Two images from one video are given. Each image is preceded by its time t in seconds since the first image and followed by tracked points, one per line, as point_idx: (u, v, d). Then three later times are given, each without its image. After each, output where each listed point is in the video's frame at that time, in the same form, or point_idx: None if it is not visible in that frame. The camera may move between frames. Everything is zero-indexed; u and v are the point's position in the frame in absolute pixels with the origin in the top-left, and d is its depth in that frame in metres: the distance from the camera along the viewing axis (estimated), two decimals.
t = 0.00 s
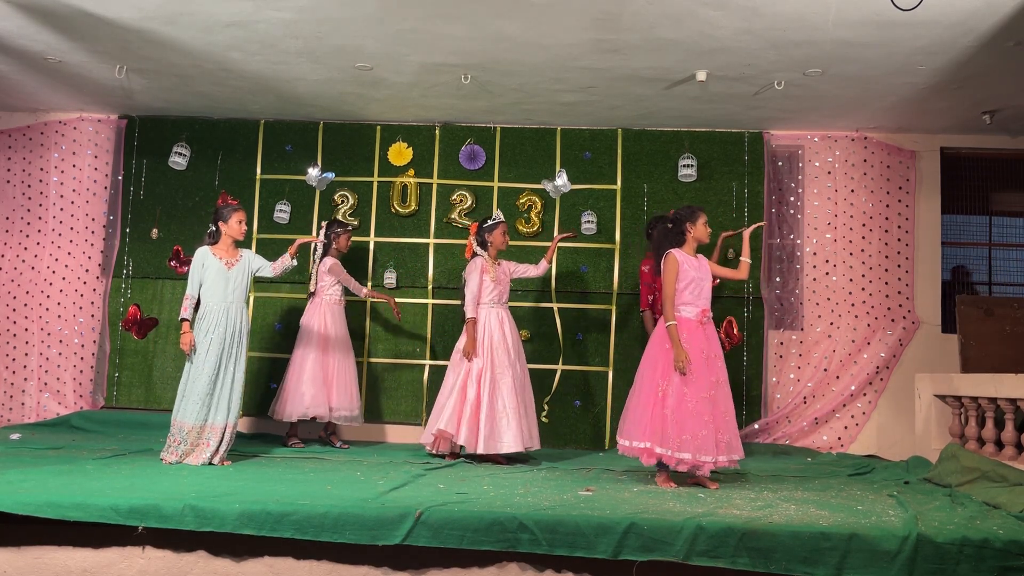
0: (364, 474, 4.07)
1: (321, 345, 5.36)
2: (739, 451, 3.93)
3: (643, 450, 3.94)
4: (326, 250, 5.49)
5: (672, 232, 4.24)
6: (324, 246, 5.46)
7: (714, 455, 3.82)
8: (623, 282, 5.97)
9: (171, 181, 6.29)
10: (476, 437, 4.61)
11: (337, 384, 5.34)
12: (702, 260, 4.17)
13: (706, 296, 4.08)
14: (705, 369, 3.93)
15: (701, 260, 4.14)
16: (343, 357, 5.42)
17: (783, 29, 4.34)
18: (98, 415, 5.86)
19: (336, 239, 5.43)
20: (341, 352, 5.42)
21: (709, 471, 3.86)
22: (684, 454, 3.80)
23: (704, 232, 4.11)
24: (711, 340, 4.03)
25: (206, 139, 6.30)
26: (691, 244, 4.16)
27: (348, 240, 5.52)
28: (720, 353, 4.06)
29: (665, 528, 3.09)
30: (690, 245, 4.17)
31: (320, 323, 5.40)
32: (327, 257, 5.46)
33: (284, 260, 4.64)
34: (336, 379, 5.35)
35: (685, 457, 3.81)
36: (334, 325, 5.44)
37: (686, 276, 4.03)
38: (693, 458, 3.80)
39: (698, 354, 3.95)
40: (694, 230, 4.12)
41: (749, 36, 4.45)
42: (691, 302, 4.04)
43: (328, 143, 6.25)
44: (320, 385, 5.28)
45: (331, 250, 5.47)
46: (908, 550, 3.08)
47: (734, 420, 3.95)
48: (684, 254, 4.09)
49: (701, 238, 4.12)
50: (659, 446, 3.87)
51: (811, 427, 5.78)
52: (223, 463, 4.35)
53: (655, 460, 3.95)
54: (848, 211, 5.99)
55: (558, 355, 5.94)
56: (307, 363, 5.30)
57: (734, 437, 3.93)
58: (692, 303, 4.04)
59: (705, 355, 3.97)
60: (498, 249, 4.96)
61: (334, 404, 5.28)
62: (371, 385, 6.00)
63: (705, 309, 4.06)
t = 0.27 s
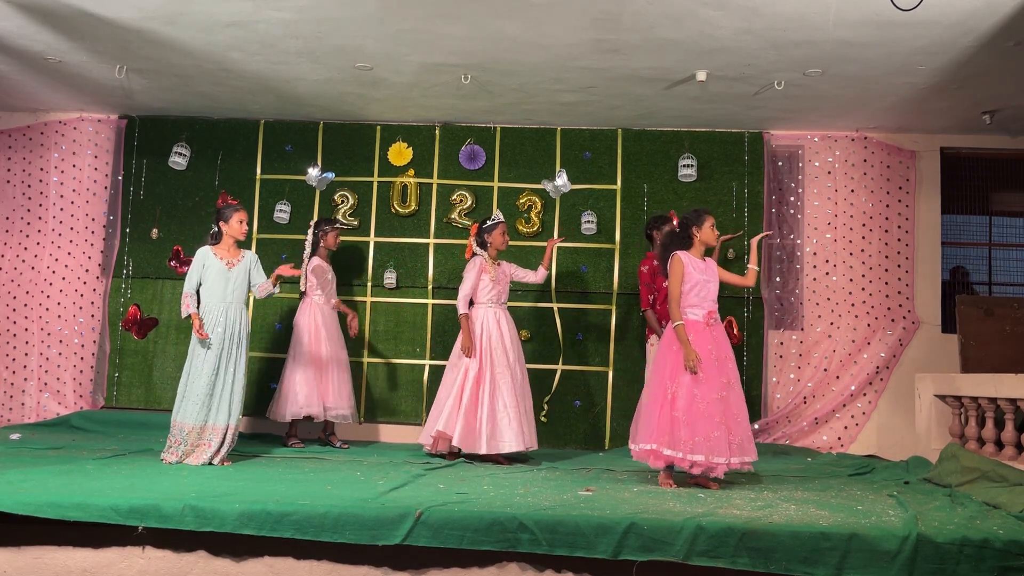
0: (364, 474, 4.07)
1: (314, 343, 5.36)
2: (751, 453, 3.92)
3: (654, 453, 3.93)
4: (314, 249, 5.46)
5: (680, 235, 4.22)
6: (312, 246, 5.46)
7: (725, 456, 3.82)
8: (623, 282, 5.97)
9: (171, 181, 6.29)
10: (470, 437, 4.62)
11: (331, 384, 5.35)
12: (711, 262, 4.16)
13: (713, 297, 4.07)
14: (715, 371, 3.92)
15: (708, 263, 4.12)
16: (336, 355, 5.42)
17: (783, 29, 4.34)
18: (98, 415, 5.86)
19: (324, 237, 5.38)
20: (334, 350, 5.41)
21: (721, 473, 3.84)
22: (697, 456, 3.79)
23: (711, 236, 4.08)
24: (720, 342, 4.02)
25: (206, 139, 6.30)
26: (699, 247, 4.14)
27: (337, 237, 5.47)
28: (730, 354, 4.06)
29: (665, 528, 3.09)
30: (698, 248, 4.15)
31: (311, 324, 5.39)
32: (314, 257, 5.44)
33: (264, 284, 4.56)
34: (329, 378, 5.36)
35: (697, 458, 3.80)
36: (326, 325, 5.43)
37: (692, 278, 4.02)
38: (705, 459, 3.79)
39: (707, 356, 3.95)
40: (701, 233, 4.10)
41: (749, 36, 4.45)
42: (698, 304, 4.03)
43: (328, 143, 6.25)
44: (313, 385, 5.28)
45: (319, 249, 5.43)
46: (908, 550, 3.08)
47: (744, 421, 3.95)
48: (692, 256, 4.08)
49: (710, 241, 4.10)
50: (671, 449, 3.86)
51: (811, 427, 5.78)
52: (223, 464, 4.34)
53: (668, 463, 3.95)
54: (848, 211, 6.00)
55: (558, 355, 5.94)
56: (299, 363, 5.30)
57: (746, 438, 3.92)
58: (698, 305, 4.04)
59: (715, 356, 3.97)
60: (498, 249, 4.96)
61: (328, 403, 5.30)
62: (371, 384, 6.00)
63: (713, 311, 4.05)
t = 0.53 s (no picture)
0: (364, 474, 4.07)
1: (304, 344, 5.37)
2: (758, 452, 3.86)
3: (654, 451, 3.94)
4: (304, 250, 5.51)
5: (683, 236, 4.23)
6: (299, 247, 5.53)
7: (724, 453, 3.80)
8: (623, 282, 5.97)
9: (171, 181, 6.29)
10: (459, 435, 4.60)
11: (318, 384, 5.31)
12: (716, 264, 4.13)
13: (713, 297, 4.05)
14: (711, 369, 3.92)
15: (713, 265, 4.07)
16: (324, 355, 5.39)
17: (783, 29, 4.34)
18: (97, 415, 5.86)
19: (310, 236, 5.37)
20: (323, 351, 5.40)
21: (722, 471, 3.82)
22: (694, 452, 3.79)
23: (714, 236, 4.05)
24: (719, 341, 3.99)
25: (206, 139, 6.30)
26: (704, 248, 4.11)
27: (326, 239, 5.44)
28: (733, 353, 4.02)
29: (665, 528, 3.09)
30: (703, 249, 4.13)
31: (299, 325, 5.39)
32: (300, 258, 5.52)
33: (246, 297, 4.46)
34: (315, 378, 5.32)
35: (694, 455, 3.80)
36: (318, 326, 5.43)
37: (690, 276, 4.04)
38: (701, 455, 3.79)
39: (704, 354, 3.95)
40: (704, 233, 4.06)
41: (749, 36, 4.45)
42: (697, 302, 4.03)
43: (328, 143, 6.25)
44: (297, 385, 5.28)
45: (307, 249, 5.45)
46: (908, 550, 3.08)
47: (747, 419, 3.92)
48: (692, 256, 4.09)
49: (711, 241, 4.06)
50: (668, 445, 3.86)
51: (811, 427, 5.78)
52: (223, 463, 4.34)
53: (667, 461, 3.94)
54: (848, 211, 5.99)
55: (558, 355, 5.94)
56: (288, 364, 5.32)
57: (749, 436, 3.88)
58: (697, 304, 4.03)
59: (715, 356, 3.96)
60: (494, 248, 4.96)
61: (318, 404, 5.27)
62: (371, 384, 5.99)
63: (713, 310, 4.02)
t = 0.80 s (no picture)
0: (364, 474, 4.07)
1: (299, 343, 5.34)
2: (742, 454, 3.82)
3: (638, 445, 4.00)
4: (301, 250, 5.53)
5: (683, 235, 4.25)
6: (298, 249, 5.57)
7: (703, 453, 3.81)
8: (623, 282, 5.97)
9: (171, 181, 6.29)
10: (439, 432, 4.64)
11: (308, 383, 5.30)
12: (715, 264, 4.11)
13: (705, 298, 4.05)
14: (696, 369, 3.92)
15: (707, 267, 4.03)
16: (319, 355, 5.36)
17: (783, 29, 4.34)
18: (97, 415, 5.86)
19: (305, 234, 5.37)
20: (318, 350, 5.36)
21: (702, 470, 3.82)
22: (670, 450, 3.83)
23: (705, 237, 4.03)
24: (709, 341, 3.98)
25: (206, 139, 6.30)
26: (700, 247, 4.10)
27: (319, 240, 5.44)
28: (725, 353, 3.98)
29: (665, 528, 3.09)
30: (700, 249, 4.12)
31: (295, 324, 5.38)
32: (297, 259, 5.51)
33: (240, 276, 4.49)
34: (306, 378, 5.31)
35: (670, 452, 3.83)
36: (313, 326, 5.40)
37: (682, 275, 4.06)
38: (678, 454, 3.82)
39: (691, 353, 3.95)
40: (694, 233, 4.05)
41: (749, 36, 4.45)
42: (687, 302, 4.04)
43: (328, 143, 6.25)
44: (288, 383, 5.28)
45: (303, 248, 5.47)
46: (908, 550, 3.08)
47: (733, 420, 3.88)
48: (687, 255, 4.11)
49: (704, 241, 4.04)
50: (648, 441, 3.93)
51: (811, 427, 5.78)
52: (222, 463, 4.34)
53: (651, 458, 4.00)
54: (848, 211, 6.00)
55: (558, 355, 5.94)
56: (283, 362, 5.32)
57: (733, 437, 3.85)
58: (687, 302, 4.05)
59: (700, 355, 3.96)
60: (483, 247, 4.92)
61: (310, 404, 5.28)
62: (371, 384, 5.99)
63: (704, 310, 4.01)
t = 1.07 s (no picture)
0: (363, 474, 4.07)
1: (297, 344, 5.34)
2: (711, 454, 3.80)
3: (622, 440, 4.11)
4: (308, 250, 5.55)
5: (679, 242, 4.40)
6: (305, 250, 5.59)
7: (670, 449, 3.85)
8: (623, 282, 5.97)
9: (171, 181, 6.28)
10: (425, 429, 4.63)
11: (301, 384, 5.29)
12: (705, 263, 4.19)
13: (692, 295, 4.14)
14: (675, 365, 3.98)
15: (691, 266, 4.11)
16: (314, 355, 5.34)
17: (783, 29, 4.34)
18: (97, 415, 5.86)
19: (314, 234, 5.40)
20: (315, 351, 5.35)
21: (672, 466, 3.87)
22: (640, 443, 3.93)
23: (690, 235, 4.18)
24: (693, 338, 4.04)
25: (206, 139, 6.30)
26: (693, 246, 4.25)
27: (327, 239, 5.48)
28: (710, 351, 3.98)
29: (665, 528, 3.09)
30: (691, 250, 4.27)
31: (295, 324, 5.39)
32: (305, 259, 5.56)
33: (233, 273, 4.51)
34: (301, 379, 5.30)
35: (640, 446, 3.93)
36: (311, 326, 5.38)
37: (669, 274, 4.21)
38: (647, 448, 3.91)
39: (674, 351, 4.01)
40: (682, 232, 4.22)
41: (749, 36, 4.44)
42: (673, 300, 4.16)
43: (328, 143, 6.25)
44: (282, 382, 5.29)
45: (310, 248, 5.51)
46: (908, 550, 3.08)
47: (707, 420, 3.86)
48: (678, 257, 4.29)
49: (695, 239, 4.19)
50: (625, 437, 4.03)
51: (811, 427, 5.78)
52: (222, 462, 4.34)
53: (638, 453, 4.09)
54: (848, 211, 6.00)
55: (558, 355, 5.93)
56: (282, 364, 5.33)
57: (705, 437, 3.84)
58: (674, 301, 4.16)
59: (683, 352, 4.01)
60: (472, 247, 5.00)
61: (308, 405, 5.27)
62: (371, 385, 5.99)
63: (688, 306, 4.11)
